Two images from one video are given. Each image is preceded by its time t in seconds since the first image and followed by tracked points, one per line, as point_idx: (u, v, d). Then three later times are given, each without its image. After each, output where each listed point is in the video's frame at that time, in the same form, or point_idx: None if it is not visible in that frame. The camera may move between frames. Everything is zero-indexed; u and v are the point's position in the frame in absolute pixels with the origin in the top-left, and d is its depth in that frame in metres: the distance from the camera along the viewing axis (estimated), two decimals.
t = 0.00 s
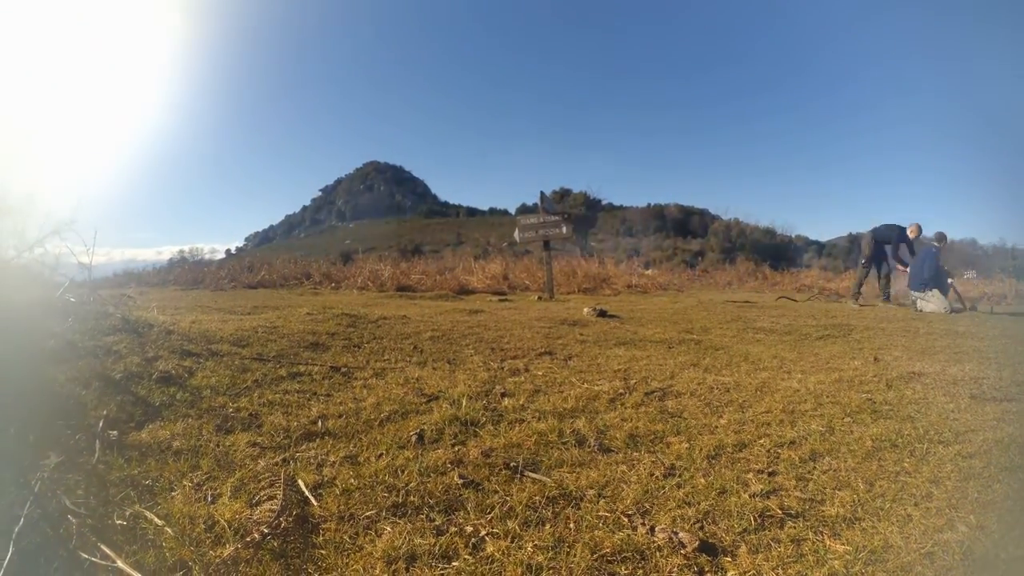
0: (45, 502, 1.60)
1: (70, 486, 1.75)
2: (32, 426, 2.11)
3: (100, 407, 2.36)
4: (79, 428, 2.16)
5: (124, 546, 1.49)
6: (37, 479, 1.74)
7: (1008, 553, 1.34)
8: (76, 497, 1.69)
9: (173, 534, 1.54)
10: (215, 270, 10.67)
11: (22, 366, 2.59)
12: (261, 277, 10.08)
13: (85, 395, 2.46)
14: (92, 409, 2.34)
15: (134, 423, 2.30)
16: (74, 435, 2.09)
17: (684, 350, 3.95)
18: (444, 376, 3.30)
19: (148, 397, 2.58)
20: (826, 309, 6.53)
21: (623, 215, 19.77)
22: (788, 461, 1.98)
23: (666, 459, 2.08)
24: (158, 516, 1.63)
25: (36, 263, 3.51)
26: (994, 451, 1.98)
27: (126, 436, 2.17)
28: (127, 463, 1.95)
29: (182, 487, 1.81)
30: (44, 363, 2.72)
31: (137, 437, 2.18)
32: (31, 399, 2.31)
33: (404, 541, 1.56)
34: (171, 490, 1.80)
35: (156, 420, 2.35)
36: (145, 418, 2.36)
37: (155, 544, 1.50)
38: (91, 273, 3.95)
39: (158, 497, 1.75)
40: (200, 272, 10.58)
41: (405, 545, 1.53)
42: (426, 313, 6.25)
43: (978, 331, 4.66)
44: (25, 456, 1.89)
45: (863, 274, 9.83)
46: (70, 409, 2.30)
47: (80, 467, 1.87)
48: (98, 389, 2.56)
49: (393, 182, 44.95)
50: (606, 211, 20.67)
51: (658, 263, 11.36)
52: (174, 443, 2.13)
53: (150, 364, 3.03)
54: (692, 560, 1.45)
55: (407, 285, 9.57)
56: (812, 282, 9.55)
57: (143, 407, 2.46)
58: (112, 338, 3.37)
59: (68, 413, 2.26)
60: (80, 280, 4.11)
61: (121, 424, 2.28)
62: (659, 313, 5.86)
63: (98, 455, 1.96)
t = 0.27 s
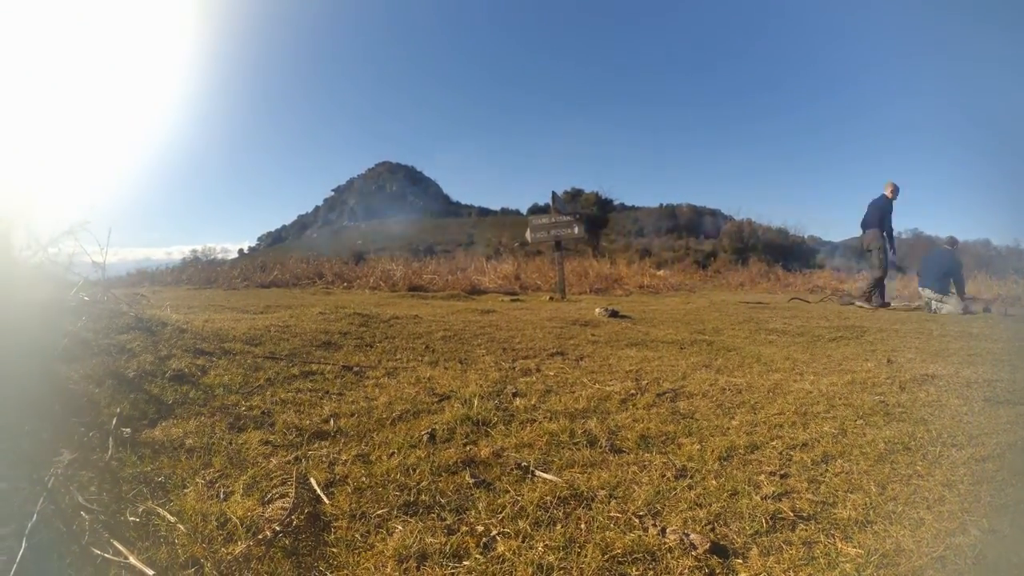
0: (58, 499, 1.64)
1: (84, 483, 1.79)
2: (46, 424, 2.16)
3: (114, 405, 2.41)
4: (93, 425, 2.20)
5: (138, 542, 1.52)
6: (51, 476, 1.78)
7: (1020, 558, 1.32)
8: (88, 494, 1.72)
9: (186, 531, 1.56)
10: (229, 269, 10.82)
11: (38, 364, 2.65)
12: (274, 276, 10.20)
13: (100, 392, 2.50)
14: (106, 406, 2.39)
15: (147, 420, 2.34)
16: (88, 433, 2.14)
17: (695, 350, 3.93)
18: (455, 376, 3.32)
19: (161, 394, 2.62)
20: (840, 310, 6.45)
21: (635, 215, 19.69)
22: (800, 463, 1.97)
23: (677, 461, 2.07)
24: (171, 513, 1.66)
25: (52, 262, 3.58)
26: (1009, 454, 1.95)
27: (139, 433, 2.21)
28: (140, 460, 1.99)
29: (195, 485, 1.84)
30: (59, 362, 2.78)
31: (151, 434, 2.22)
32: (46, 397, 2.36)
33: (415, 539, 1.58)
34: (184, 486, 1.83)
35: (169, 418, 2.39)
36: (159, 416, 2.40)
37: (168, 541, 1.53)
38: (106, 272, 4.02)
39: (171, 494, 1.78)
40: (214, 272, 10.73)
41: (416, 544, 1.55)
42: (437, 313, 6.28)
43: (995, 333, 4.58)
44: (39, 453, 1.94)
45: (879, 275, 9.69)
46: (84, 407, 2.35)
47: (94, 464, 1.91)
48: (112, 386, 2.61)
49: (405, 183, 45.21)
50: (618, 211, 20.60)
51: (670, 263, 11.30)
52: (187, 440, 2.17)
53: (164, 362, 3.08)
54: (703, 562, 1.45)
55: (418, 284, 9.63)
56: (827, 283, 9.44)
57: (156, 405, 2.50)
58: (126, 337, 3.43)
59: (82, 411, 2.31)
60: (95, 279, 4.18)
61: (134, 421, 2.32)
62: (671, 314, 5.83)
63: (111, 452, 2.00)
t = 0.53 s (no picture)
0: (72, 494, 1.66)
1: (97, 478, 1.82)
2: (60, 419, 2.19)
3: (128, 402, 2.44)
4: (106, 422, 2.23)
5: (152, 538, 1.54)
6: (65, 471, 1.80)
7: None
8: (102, 489, 1.75)
9: (199, 527, 1.58)
10: (244, 268, 10.95)
11: (54, 360, 2.69)
12: (287, 275, 10.33)
13: (114, 389, 2.55)
14: (121, 403, 2.42)
15: (161, 417, 2.38)
16: (102, 429, 2.17)
17: (708, 351, 3.91)
18: (467, 375, 3.34)
19: (175, 392, 2.67)
20: (855, 312, 6.37)
21: (647, 215, 19.59)
22: (813, 466, 1.95)
23: (689, 462, 2.06)
24: (184, 510, 1.68)
25: (68, 261, 3.65)
26: None
27: (153, 430, 2.25)
28: (153, 457, 2.02)
29: (208, 481, 1.87)
30: (74, 358, 2.82)
31: (165, 431, 2.25)
32: (61, 392, 2.40)
33: (427, 538, 1.59)
34: (198, 483, 1.86)
35: (183, 415, 2.42)
36: (172, 413, 2.43)
37: (180, 537, 1.54)
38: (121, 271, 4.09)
39: (185, 490, 1.81)
40: (228, 271, 10.89)
41: (427, 543, 1.56)
42: (448, 313, 6.31)
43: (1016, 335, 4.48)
44: (53, 448, 1.96)
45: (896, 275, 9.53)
46: (98, 403, 2.38)
47: (107, 460, 1.94)
48: (126, 384, 2.65)
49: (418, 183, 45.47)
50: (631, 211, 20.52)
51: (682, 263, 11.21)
52: (201, 437, 2.20)
53: (178, 360, 3.13)
54: (715, 564, 1.44)
55: (431, 284, 9.68)
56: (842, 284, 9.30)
57: (170, 402, 2.54)
58: (140, 335, 3.48)
59: (96, 407, 2.35)
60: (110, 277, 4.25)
61: (148, 418, 2.36)
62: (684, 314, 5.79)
63: (124, 448, 2.03)
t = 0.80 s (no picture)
0: (87, 489, 1.70)
1: (112, 475, 1.85)
2: (76, 416, 2.23)
3: (142, 399, 2.49)
4: (121, 419, 2.27)
5: (165, 533, 1.57)
6: (80, 467, 1.84)
7: None
8: (117, 485, 1.79)
9: (212, 524, 1.61)
10: (259, 267, 11.10)
11: (71, 357, 2.75)
12: (301, 274, 10.45)
13: (129, 386, 2.60)
14: (136, 400, 2.47)
15: (175, 414, 2.42)
16: (117, 426, 2.21)
17: (721, 352, 3.88)
18: (480, 375, 3.36)
19: (190, 390, 2.71)
20: (872, 313, 6.27)
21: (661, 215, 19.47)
22: (826, 468, 1.93)
23: (702, 464, 2.06)
24: (197, 506, 1.71)
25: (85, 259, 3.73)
26: None
27: (167, 427, 2.29)
28: (168, 454, 2.06)
29: (222, 478, 1.90)
30: (90, 355, 2.88)
31: (179, 428, 2.29)
32: (77, 389, 2.45)
33: (439, 537, 1.61)
34: (211, 479, 1.89)
35: (198, 413, 2.47)
36: (186, 411, 2.48)
37: (193, 533, 1.57)
38: (136, 269, 4.16)
39: (198, 487, 1.84)
40: (242, 270, 11.04)
41: (440, 542, 1.58)
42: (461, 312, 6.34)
43: None
44: (69, 444, 2.00)
45: (915, 276, 9.36)
46: (113, 400, 2.42)
47: (122, 456, 1.98)
48: (141, 381, 2.71)
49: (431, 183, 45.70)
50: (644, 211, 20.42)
51: (696, 263, 11.13)
52: (215, 434, 2.24)
53: (193, 358, 3.19)
54: (726, 565, 1.44)
55: (444, 283, 9.73)
56: (859, 284, 9.16)
57: (184, 399, 2.59)
58: (155, 333, 3.55)
59: (111, 403, 2.39)
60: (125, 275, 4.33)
61: (163, 415, 2.40)
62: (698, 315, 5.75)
63: (138, 445, 2.06)
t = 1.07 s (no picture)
0: (100, 485, 1.73)
1: (125, 471, 1.89)
2: (90, 413, 2.28)
3: (155, 396, 2.53)
4: (134, 416, 2.31)
5: (178, 530, 1.60)
6: (94, 463, 1.88)
7: None
8: (130, 482, 1.82)
9: (224, 520, 1.64)
10: (272, 265, 11.23)
11: (86, 354, 2.81)
12: (314, 273, 10.56)
13: (143, 383, 2.65)
14: (149, 397, 2.51)
15: (188, 412, 2.46)
16: (130, 422, 2.25)
17: (734, 352, 3.85)
18: (492, 374, 3.37)
19: (203, 386, 2.76)
20: (888, 314, 6.17)
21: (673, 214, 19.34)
22: (838, 470, 1.91)
23: (714, 464, 2.05)
24: (209, 502, 1.74)
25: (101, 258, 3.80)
26: None
27: (180, 424, 2.33)
28: (181, 450, 2.09)
29: (234, 475, 1.93)
30: (104, 353, 2.94)
31: (192, 425, 2.33)
32: (92, 385, 2.50)
33: (450, 535, 1.62)
34: (224, 476, 1.92)
35: (211, 410, 2.51)
36: (199, 408, 2.52)
37: (205, 530, 1.60)
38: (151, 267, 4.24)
39: (211, 483, 1.87)
40: (256, 268, 11.18)
41: (451, 540, 1.59)
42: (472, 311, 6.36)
43: None
44: (83, 440, 2.05)
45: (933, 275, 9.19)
46: (127, 397, 2.47)
47: (135, 453, 2.01)
48: (155, 378, 2.76)
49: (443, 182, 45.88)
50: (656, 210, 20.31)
51: (709, 263, 11.04)
52: (227, 431, 2.27)
53: (206, 356, 3.24)
54: (737, 566, 1.44)
55: (456, 282, 9.78)
56: (875, 285, 9.02)
57: (197, 396, 2.63)
58: (169, 330, 3.61)
59: (125, 400, 2.44)
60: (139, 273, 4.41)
61: (176, 412, 2.44)
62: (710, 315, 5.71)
63: (151, 442, 2.10)
